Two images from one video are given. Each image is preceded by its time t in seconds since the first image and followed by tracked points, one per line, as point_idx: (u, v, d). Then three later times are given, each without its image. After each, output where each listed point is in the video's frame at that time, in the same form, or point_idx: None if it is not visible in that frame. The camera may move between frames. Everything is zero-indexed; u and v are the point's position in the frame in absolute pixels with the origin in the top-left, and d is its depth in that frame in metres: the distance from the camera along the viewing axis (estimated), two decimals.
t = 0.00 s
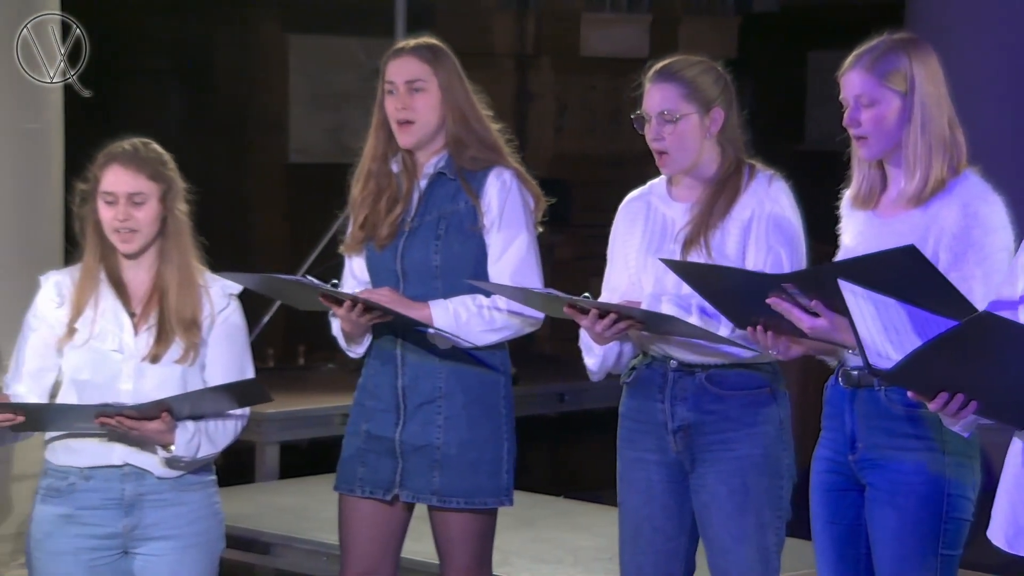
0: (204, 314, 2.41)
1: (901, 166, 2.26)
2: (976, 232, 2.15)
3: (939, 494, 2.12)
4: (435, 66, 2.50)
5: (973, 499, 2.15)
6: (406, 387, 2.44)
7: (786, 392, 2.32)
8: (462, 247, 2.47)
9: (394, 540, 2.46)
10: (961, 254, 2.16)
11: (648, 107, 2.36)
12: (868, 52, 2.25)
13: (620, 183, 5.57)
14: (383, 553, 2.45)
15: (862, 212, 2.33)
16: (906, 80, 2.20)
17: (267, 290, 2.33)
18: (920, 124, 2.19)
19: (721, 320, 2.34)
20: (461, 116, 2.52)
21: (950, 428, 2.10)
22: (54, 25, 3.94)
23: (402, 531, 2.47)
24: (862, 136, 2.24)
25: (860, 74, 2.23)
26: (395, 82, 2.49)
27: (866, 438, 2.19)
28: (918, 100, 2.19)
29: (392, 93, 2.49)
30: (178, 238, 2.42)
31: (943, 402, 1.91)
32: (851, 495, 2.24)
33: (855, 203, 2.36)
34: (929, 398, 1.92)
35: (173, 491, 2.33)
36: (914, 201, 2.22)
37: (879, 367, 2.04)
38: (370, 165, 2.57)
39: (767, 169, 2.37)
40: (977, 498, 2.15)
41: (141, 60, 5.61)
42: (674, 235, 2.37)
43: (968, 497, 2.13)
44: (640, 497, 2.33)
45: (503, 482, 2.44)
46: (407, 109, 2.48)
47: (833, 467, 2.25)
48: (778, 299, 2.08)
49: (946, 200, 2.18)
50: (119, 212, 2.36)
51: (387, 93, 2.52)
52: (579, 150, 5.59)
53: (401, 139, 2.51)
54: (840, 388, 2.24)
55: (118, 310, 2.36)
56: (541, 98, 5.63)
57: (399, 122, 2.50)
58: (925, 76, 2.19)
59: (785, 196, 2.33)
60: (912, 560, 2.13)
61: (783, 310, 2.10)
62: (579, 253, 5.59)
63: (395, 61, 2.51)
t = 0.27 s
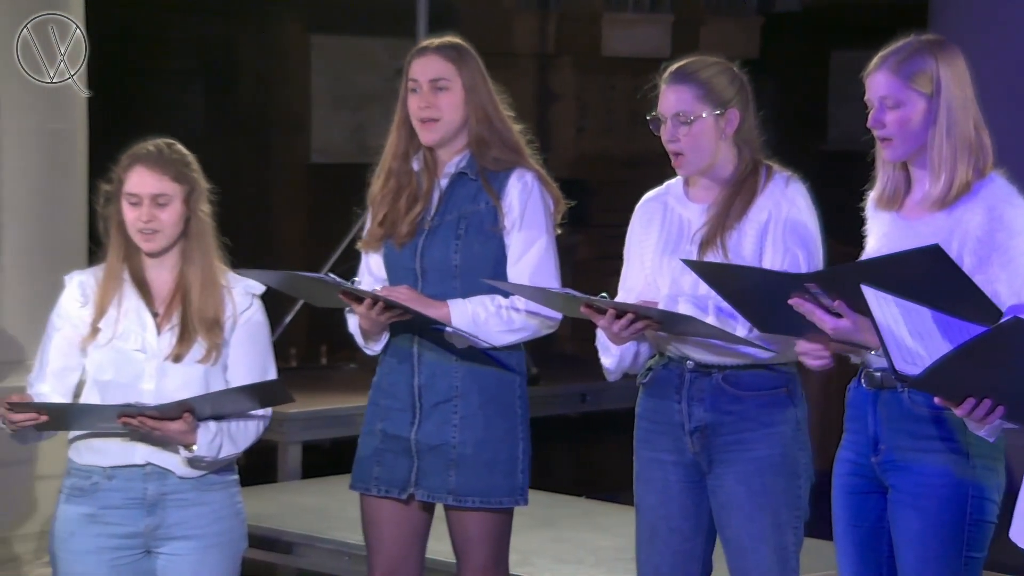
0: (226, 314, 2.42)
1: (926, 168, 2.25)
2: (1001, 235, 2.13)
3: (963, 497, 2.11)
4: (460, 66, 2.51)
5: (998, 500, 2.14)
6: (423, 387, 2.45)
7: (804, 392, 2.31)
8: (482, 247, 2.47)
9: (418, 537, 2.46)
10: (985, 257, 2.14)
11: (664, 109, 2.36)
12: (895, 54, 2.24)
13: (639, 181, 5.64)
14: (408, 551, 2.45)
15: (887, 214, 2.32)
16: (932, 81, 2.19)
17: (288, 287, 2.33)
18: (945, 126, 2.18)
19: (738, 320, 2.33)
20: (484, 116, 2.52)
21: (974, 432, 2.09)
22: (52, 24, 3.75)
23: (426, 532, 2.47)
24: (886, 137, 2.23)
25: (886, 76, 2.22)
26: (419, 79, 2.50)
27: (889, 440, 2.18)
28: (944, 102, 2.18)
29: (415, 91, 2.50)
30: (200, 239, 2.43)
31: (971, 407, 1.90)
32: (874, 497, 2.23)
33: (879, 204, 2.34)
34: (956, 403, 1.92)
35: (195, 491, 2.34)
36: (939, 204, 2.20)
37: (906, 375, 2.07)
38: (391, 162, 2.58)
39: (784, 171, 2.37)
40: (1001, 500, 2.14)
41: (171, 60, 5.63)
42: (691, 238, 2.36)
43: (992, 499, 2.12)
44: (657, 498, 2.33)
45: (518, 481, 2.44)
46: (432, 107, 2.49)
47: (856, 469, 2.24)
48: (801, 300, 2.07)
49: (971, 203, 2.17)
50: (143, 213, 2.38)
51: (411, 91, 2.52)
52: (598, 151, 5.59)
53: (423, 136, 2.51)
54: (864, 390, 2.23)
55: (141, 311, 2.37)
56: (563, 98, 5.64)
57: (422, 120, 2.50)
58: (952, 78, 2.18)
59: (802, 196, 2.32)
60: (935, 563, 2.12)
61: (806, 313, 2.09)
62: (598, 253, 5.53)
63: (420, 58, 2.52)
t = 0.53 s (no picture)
0: (250, 314, 2.42)
1: (954, 165, 2.23)
2: None
3: (990, 499, 2.09)
4: (486, 64, 2.51)
5: None
6: (442, 386, 2.45)
7: (824, 391, 2.30)
8: (503, 248, 2.47)
9: (438, 537, 2.45)
10: (1012, 256, 2.13)
11: (680, 109, 2.35)
12: (927, 48, 2.23)
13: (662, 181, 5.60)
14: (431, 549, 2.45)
15: (911, 211, 2.30)
16: (965, 77, 2.18)
17: (309, 282, 2.33)
18: (976, 121, 2.17)
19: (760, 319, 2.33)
20: (507, 114, 2.53)
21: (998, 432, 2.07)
22: (53, 24, 3.67)
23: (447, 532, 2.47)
24: (915, 130, 2.22)
25: (918, 69, 2.21)
26: (444, 75, 2.50)
27: (915, 441, 2.16)
28: (976, 97, 2.17)
29: (440, 87, 2.50)
30: (224, 237, 2.44)
31: (993, 404, 1.90)
32: (900, 498, 2.22)
33: (903, 202, 2.32)
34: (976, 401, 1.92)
35: (219, 489, 2.34)
36: (967, 200, 2.18)
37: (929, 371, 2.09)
38: (412, 158, 2.58)
39: (803, 169, 2.35)
40: None
41: (194, 60, 5.62)
42: (711, 240, 2.36)
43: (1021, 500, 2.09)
44: (678, 497, 2.32)
45: (536, 480, 2.44)
46: (457, 102, 2.48)
47: (883, 470, 2.23)
48: (824, 299, 2.04)
49: (999, 201, 2.16)
50: (167, 210, 2.39)
51: (436, 87, 2.53)
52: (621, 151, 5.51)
53: (446, 131, 2.51)
54: (889, 390, 2.22)
55: (166, 310, 2.38)
56: (585, 98, 5.58)
57: (446, 115, 2.50)
58: (984, 74, 2.18)
59: (821, 193, 2.31)
60: (964, 565, 2.11)
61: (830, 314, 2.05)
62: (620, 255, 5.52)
63: (446, 53, 2.52)
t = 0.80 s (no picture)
0: (272, 313, 2.43)
1: (981, 164, 2.22)
2: None
3: (1018, 502, 2.09)
4: (507, 67, 2.52)
5: None
6: (464, 386, 2.46)
7: (847, 392, 2.29)
8: (525, 252, 2.48)
9: (448, 537, 2.46)
10: None
11: (701, 111, 2.35)
12: (953, 48, 2.23)
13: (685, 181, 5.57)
14: (440, 551, 2.45)
15: (938, 212, 2.28)
16: (994, 76, 2.18)
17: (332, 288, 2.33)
18: (1006, 119, 2.16)
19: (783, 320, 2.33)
20: (530, 118, 2.53)
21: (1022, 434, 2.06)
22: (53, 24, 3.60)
23: (457, 532, 2.47)
24: (943, 129, 2.21)
25: (946, 67, 2.21)
26: (466, 80, 2.50)
27: (943, 444, 2.16)
28: (1006, 96, 2.17)
29: (462, 92, 2.51)
30: (246, 238, 2.45)
31: (1016, 409, 1.90)
32: (926, 501, 2.21)
33: (929, 203, 2.31)
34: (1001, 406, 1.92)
35: (241, 489, 2.35)
36: (997, 198, 2.17)
37: (952, 375, 2.06)
38: (434, 162, 2.58)
39: (825, 170, 2.35)
40: None
41: (217, 61, 5.65)
42: (734, 241, 2.35)
43: None
44: (703, 498, 2.32)
45: (560, 480, 2.45)
46: (479, 108, 2.49)
47: (909, 472, 2.22)
48: (854, 299, 2.05)
49: None
50: (188, 212, 2.40)
51: (457, 92, 2.53)
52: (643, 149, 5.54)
53: (469, 138, 2.52)
54: (917, 392, 2.21)
55: (187, 310, 2.39)
56: (608, 97, 5.61)
57: (469, 121, 2.51)
58: (1013, 73, 2.17)
59: (843, 191, 2.31)
60: (991, 568, 2.10)
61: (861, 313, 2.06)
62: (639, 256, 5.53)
63: (466, 58, 2.52)
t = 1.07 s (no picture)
0: (293, 314, 2.43)
1: (1006, 169, 2.22)
2: None
3: None
4: (529, 68, 2.51)
5: None
6: (482, 385, 2.46)
7: (873, 394, 2.28)
8: (545, 252, 2.48)
9: (466, 541, 2.46)
10: None
11: (728, 113, 2.34)
12: (973, 54, 2.22)
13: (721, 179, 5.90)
14: (463, 554, 2.45)
15: (962, 219, 2.27)
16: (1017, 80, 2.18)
17: (353, 287, 2.33)
18: None
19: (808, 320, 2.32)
20: (550, 119, 2.53)
21: None
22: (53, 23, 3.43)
23: (478, 533, 2.47)
24: (969, 135, 2.20)
25: (968, 74, 2.20)
26: (488, 81, 2.49)
27: (975, 448, 2.14)
28: None
29: (484, 92, 2.50)
30: (268, 239, 2.45)
31: None
32: (956, 506, 2.20)
33: (952, 210, 2.30)
34: None
35: (263, 489, 2.36)
36: None
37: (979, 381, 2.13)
38: (455, 161, 2.58)
39: (852, 170, 2.34)
40: None
41: (238, 62, 5.67)
42: (761, 240, 2.35)
43: None
44: (728, 500, 2.31)
45: (578, 479, 2.44)
46: (501, 109, 2.48)
47: (939, 478, 2.21)
48: (886, 308, 2.03)
49: None
50: (211, 214, 2.40)
51: (478, 92, 2.52)
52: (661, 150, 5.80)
53: (488, 135, 2.51)
54: (949, 397, 2.20)
55: (209, 310, 2.39)
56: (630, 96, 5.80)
57: (488, 121, 2.50)
58: None
59: (871, 194, 2.30)
60: None
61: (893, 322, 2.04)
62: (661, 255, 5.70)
63: (488, 59, 2.51)
